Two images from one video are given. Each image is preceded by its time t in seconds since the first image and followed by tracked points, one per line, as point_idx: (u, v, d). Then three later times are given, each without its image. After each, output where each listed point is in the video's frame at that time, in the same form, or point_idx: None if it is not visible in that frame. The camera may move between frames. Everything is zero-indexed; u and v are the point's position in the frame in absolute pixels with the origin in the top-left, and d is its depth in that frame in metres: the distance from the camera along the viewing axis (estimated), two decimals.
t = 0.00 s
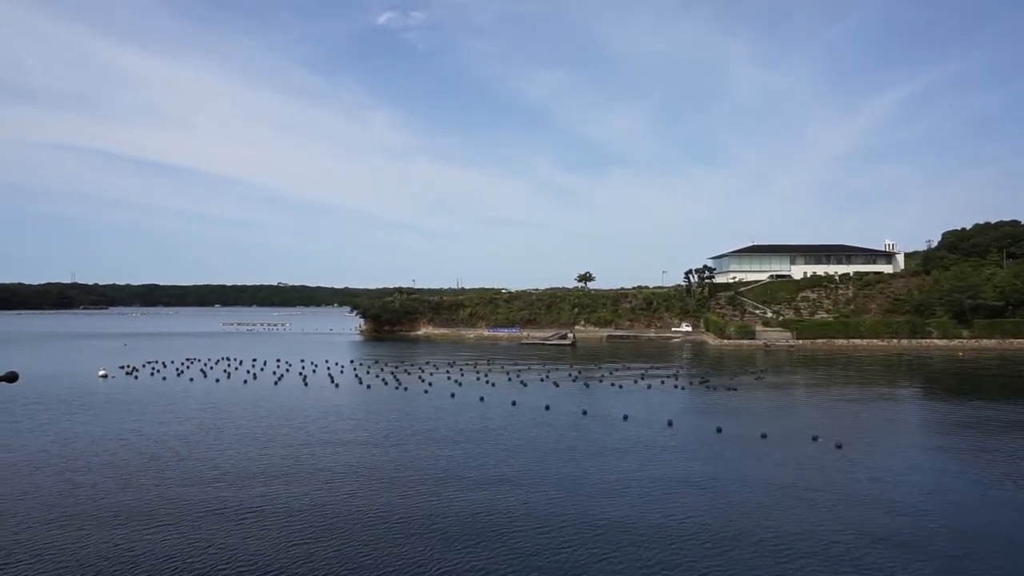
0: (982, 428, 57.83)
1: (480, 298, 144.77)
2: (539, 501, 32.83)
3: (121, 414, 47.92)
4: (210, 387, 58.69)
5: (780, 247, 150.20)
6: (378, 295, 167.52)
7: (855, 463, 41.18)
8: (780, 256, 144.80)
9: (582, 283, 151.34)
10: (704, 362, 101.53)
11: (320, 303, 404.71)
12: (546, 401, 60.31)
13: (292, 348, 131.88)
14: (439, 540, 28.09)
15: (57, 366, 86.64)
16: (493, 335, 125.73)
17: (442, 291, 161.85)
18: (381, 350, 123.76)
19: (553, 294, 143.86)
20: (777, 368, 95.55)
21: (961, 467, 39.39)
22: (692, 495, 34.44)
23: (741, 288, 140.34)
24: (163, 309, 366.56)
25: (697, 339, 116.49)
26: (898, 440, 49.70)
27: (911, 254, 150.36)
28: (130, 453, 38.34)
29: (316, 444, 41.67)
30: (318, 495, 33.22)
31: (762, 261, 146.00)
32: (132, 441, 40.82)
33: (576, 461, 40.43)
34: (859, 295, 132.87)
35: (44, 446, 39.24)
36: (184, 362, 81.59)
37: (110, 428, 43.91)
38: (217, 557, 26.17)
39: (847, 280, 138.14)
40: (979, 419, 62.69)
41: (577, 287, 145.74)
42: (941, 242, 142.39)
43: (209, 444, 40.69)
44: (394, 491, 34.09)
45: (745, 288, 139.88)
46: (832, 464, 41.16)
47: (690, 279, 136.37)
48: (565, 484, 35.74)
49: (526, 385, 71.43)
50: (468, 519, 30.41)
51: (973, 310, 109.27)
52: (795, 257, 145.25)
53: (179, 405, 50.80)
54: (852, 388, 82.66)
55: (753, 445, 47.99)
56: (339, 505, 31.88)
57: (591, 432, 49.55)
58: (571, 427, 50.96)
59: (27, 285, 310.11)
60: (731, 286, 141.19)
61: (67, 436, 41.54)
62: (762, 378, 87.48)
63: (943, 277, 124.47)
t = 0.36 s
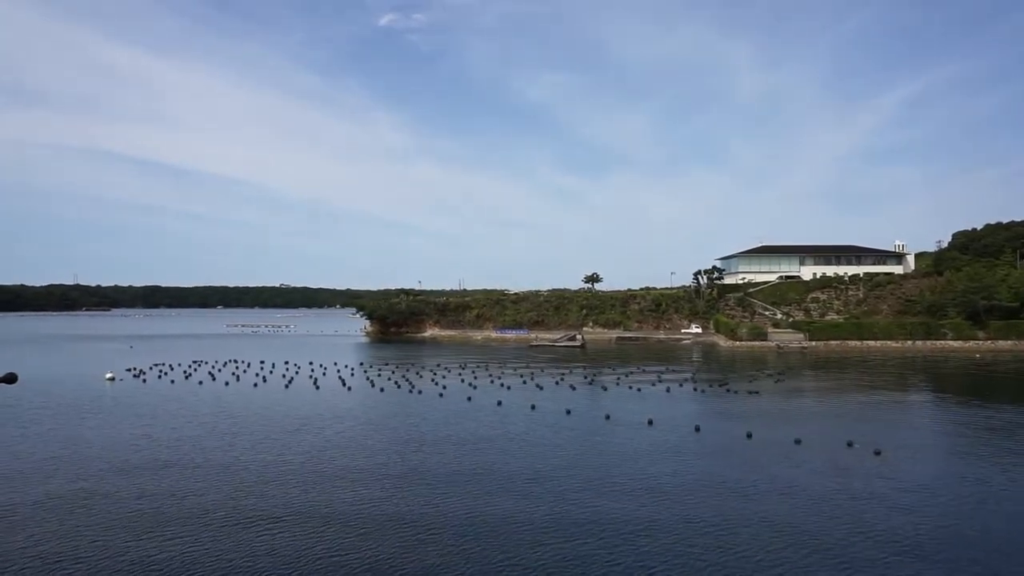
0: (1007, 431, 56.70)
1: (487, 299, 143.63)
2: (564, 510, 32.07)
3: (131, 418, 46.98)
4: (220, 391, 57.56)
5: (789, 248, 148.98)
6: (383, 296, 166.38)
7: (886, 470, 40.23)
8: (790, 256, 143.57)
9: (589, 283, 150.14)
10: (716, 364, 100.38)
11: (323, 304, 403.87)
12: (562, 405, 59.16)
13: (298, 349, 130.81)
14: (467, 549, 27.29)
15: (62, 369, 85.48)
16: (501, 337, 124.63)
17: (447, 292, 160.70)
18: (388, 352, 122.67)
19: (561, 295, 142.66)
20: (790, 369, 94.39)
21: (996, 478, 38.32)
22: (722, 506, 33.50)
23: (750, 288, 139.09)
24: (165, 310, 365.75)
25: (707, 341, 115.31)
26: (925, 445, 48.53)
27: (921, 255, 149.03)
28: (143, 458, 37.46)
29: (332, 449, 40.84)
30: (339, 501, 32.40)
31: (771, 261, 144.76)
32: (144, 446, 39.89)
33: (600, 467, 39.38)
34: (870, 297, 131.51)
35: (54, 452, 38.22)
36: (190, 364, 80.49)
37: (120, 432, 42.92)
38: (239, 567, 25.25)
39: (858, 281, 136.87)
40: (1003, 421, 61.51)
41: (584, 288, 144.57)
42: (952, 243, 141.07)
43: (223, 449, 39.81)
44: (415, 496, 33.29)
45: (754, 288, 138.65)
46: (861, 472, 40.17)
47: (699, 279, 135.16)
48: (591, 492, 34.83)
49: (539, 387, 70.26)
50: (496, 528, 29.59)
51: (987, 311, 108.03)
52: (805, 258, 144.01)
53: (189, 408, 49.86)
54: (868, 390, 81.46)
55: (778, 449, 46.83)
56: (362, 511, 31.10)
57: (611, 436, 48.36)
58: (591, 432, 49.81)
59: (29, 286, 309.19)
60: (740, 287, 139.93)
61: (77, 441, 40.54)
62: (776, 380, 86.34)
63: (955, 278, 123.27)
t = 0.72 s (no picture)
0: None
1: (493, 301, 142.38)
2: (598, 520, 30.79)
3: (142, 425, 45.85)
4: (230, 397, 56.27)
5: (797, 247, 147.74)
6: (388, 299, 165.10)
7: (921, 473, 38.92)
8: (798, 256, 142.38)
9: (596, 284, 148.89)
10: (727, 365, 99.15)
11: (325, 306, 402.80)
12: (578, 409, 57.94)
13: (303, 353, 129.57)
14: (498, 560, 26.16)
15: (66, 375, 84.31)
16: (508, 339, 123.48)
17: (452, 295, 159.45)
18: (395, 355, 121.44)
19: (567, 295, 141.45)
20: (803, 369, 93.15)
21: None
22: (760, 514, 32.18)
23: (758, 288, 137.93)
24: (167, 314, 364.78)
25: (717, 341, 114.17)
26: (953, 446, 47.33)
27: (930, 253, 147.76)
28: (156, 467, 36.37)
29: (349, 456, 39.62)
30: (361, 509, 31.29)
31: (779, 261, 143.56)
32: (156, 454, 38.77)
33: (627, 474, 38.06)
34: (879, 295, 130.17)
35: (63, 461, 37.08)
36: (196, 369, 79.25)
37: (131, 440, 41.80)
38: None
39: (866, 280, 135.67)
40: None
41: (590, 289, 143.40)
42: (961, 241, 139.81)
43: (237, 457, 38.65)
44: (440, 505, 32.13)
45: (763, 288, 137.39)
46: (896, 479, 38.87)
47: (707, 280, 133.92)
48: (621, 501, 33.55)
49: (552, 391, 69.03)
50: (527, 539, 28.41)
51: (1001, 310, 106.78)
52: (813, 257, 142.82)
53: (200, 415, 48.71)
54: (883, 389, 80.29)
55: (803, 451, 45.64)
56: (386, 520, 29.96)
57: (633, 440, 47.08)
58: (612, 435, 48.55)
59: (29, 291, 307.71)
60: (748, 287, 138.71)
61: (87, 450, 39.39)
62: (789, 381, 85.17)
63: (967, 276, 122.03)
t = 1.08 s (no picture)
0: None
1: (497, 303, 141.13)
2: (629, 519, 29.33)
3: (148, 431, 44.42)
4: (237, 402, 54.79)
5: (803, 247, 146.72)
6: (390, 301, 163.83)
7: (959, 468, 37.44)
8: (804, 255, 141.41)
9: (601, 285, 147.71)
10: (737, 365, 97.98)
11: (325, 309, 401.26)
12: (594, 412, 56.71)
13: (307, 356, 128.19)
14: (533, 563, 24.91)
15: (68, 380, 82.83)
16: (514, 340, 122.25)
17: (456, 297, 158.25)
18: (399, 357, 120.12)
19: (572, 296, 140.22)
20: (815, 370, 92.03)
21: None
22: (798, 510, 30.74)
23: (765, 288, 136.82)
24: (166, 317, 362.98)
25: (725, 342, 113.06)
26: (981, 445, 46.22)
27: (936, 252, 146.84)
28: (166, 475, 35.00)
29: (364, 461, 38.33)
30: (383, 513, 29.88)
31: (785, 261, 142.54)
32: (167, 462, 37.41)
33: (654, 473, 36.73)
34: (888, 295, 128.97)
35: (69, 468, 35.68)
36: (201, 373, 77.87)
37: (138, 447, 40.36)
38: None
39: (874, 279, 134.67)
40: None
41: (596, 290, 142.19)
42: (968, 240, 138.94)
43: (249, 463, 37.34)
44: (463, 506, 30.84)
45: (770, 288, 136.30)
46: (931, 470, 37.52)
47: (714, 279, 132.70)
48: (652, 498, 32.17)
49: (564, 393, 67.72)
50: (557, 539, 27.08)
51: (1012, 309, 105.79)
52: (819, 257, 141.84)
53: (208, 421, 47.32)
54: (898, 389, 79.20)
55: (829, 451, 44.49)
56: (409, 524, 28.63)
57: (655, 441, 45.63)
58: (632, 436, 47.33)
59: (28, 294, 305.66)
60: (755, 287, 137.61)
61: (92, 458, 37.89)
62: (802, 381, 84.04)
63: (976, 275, 121.10)
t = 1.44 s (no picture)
0: None
1: (502, 303, 139.88)
2: (668, 529, 27.87)
3: (156, 438, 42.88)
4: (246, 406, 53.32)
5: (809, 245, 145.62)
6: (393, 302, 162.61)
7: (995, 468, 36.22)
8: (811, 254, 140.31)
9: (606, 285, 146.54)
10: (747, 365, 96.82)
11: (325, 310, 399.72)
12: (609, 413, 55.42)
13: (310, 358, 126.82)
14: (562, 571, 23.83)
15: (71, 385, 81.52)
16: (520, 341, 121.03)
17: (460, 297, 157.01)
18: (404, 359, 118.86)
19: (578, 296, 139.01)
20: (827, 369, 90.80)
21: None
22: (841, 516, 29.34)
23: (772, 287, 135.71)
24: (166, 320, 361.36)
25: (734, 342, 111.96)
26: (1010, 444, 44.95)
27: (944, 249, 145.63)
28: (178, 481, 33.43)
29: (383, 461, 36.76)
30: (401, 517, 28.80)
31: (792, 259, 141.46)
32: (178, 468, 35.84)
33: (681, 477, 35.43)
34: (896, 293, 127.87)
35: (76, 477, 34.11)
36: (206, 376, 76.57)
37: (147, 454, 38.82)
38: None
39: (881, 277, 133.50)
40: None
41: (601, 291, 141.02)
42: (976, 237, 137.71)
43: (263, 466, 35.74)
44: (492, 514, 29.37)
45: (777, 287, 135.10)
46: (969, 470, 36.25)
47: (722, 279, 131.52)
48: (687, 505, 30.74)
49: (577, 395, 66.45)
50: (596, 552, 25.65)
51: None
52: (826, 255, 140.72)
53: (217, 426, 45.84)
54: (914, 387, 77.93)
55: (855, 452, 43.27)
56: (438, 534, 27.15)
57: (678, 442, 44.38)
58: (651, 438, 46.09)
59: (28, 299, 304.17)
60: (762, 286, 136.48)
61: (99, 465, 36.33)
62: (815, 380, 82.77)
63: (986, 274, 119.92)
